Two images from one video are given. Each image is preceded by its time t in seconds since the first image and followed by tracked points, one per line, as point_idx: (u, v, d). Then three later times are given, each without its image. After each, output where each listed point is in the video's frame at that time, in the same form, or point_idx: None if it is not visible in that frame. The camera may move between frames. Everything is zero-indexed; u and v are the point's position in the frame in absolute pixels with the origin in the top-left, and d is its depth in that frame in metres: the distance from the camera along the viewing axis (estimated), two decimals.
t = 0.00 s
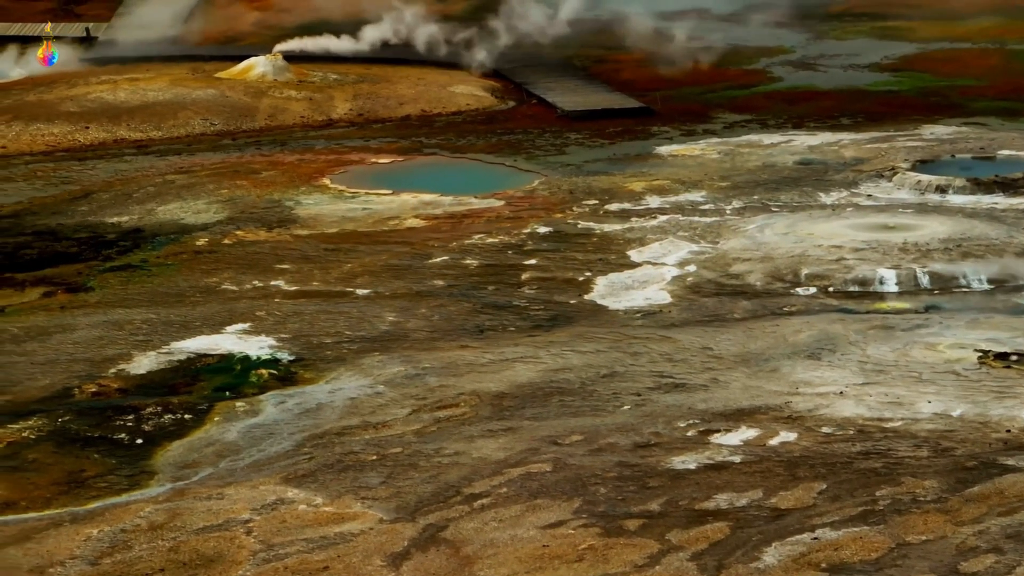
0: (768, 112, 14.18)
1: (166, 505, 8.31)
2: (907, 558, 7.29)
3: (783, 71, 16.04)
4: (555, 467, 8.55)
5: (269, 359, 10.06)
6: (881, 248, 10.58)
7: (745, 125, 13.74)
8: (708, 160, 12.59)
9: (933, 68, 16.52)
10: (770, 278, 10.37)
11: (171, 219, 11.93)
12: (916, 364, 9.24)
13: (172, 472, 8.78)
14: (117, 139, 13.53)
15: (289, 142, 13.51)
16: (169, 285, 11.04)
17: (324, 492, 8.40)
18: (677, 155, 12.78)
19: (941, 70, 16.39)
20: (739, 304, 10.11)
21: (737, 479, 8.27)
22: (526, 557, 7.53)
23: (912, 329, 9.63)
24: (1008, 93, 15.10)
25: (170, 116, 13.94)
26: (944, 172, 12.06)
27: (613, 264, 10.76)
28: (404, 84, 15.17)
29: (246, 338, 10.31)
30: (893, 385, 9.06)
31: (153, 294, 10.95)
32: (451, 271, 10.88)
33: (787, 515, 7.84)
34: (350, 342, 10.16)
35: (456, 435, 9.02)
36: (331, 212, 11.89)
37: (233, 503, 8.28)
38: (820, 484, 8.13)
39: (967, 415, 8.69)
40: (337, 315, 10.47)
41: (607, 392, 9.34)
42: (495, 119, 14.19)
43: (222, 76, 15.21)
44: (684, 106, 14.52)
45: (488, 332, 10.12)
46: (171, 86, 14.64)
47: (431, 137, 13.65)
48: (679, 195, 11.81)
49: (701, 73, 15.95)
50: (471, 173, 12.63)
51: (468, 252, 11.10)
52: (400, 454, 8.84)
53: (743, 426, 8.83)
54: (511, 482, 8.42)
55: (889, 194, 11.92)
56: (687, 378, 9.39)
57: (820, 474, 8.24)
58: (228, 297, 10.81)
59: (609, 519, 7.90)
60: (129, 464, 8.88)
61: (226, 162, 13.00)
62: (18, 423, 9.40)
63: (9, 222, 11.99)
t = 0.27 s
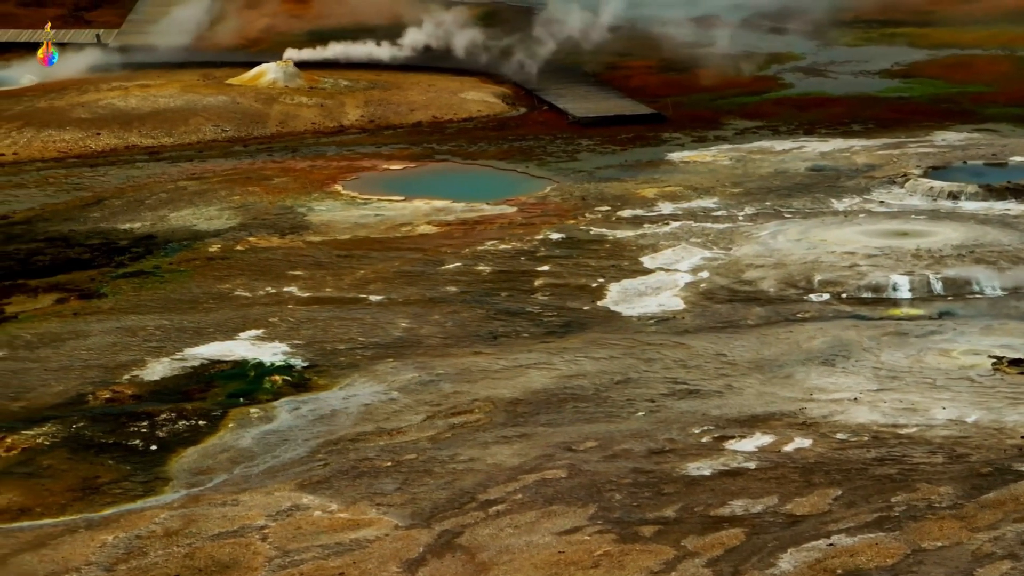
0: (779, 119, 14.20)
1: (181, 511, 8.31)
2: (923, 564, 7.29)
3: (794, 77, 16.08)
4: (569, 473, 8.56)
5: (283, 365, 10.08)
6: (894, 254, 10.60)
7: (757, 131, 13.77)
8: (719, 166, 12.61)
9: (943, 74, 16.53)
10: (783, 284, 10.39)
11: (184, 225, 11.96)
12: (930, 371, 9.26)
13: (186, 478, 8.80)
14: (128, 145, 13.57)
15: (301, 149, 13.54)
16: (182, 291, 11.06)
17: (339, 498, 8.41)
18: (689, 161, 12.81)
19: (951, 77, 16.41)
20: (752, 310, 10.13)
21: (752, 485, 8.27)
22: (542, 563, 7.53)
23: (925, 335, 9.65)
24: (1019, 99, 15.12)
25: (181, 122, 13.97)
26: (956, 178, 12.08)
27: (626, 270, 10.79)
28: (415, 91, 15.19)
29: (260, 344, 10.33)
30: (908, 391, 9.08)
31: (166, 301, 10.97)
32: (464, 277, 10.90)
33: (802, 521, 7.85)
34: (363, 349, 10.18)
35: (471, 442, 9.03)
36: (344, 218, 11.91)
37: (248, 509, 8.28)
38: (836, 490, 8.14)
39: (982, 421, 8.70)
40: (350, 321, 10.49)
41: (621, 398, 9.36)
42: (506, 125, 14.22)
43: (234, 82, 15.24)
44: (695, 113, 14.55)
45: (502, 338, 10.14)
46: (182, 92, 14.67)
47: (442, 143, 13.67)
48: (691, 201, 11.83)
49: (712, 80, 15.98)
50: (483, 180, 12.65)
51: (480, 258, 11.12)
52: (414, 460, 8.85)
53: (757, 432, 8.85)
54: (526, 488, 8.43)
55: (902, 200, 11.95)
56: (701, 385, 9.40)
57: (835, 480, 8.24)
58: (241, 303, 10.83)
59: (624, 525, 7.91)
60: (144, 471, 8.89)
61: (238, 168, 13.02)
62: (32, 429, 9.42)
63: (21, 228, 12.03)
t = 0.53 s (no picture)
0: (793, 126, 14.24)
1: (199, 518, 8.32)
2: (942, 572, 7.30)
3: (807, 85, 16.10)
4: (587, 481, 8.57)
5: (299, 373, 10.10)
6: (909, 262, 10.63)
7: (770, 139, 13.80)
8: (733, 174, 12.64)
9: (955, 81, 16.56)
10: (799, 292, 10.41)
11: (198, 233, 11.98)
12: (947, 379, 9.28)
13: (204, 486, 8.81)
14: (142, 153, 13.60)
15: (314, 156, 13.57)
16: (197, 299, 11.09)
17: (357, 506, 8.42)
18: (703, 169, 12.84)
19: (963, 84, 16.42)
20: (768, 318, 10.15)
21: (769, 493, 8.28)
22: (561, 570, 7.54)
23: (941, 343, 9.67)
24: None
25: (195, 130, 14.01)
26: (970, 186, 12.10)
27: (642, 277, 10.81)
28: (428, 99, 15.22)
29: (276, 352, 10.36)
30: (925, 398, 9.10)
31: (182, 308, 10.99)
32: (480, 284, 10.92)
33: (820, 528, 7.85)
34: (380, 356, 10.20)
35: (488, 450, 9.04)
36: (359, 226, 11.94)
37: (266, 517, 8.28)
38: (853, 498, 8.14)
39: (999, 428, 8.72)
40: (366, 329, 10.51)
41: (638, 406, 9.37)
42: (519, 133, 14.24)
43: (247, 90, 15.27)
44: (708, 120, 14.57)
45: (518, 345, 10.16)
46: (195, 100, 14.69)
47: (456, 151, 13.70)
48: (706, 209, 11.86)
49: (725, 88, 16.00)
50: (497, 187, 12.67)
51: (496, 266, 11.15)
52: (432, 468, 8.86)
53: (775, 440, 8.86)
54: (544, 496, 8.44)
55: (916, 208, 11.97)
56: (718, 393, 9.41)
57: (852, 487, 8.25)
58: (257, 311, 10.86)
59: (642, 532, 7.91)
60: (161, 479, 8.91)
61: (252, 176, 13.05)
62: (49, 437, 9.45)
63: (35, 236, 12.08)
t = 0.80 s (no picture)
0: (806, 135, 14.26)
1: (216, 526, 8.32)
2: None
3: (820, 93, 16.13)
4: (605, 489, 8.57)
5: (315, 381, 10.11)
6: (925, 270, 10.66)
7: (784, 147, 13.82)
8: (747, 182, 12.66)
9: (967, 89, 16.57)
10: (814, 300, 10.44)
11: (212, 241, 12.01)
12: (965, 387, 9.29)
13: (221, 494, 8.82)
14: (155, 161, 13.64)
15: (328, 164, 13.60)
16: (213, 307, 11.11)
17: (374, 514, 8.42)
18: (717, 177, 12.87)
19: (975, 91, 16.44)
20: (784, 326, 10.17)
21: (787, 501, 8.28)
22: None
23: (957, 351, 9.69)
24: None
25: (207, 138, 14.04)
26: (984, 194, 12.13)
27: (657, 286, 10.84)
28: (440, 107, 15.24)
29: (292, 360, 10.37)
30: (942, 406, 9.11)
31: (197, 317, 11.01)
32: (495, 292, 10.95)
33: (839, 536, 7.85)
34: (396, 364, 10.22)
35: (505, 458, 9.05)
36: (373, 234, 11.97)
37: (283, 525, 8.27)
38: (871, 506, 8.14)
39: (1017, 436, 8.73)
40: (382, 337, 10.53)
41: (655, 414, 9.39)
42: (532, 141, 14.27)
43: (259, 98, 15.29)
44: (721, 129, 14.60)
45: (534, 353, 10.18)
46: (207, 108, 14.71)
47: (469, 159, 13.73)
48: (720, 217, 11.88)
49: (737, 96, 16.03)
50: (512, 196, 12.69)
51: (511, 274, 11.17)
52: (449, 476, 8.86)
53: (792, 448, 8.86)
54: (562, 504, 8.44)
55: (930, 216, 11.99)
56: (735, 401, 9.43)
57: (870, 496, 8.25)
58: (272, 319, 10.88)
59: (660, 540, 7.91)
60: (178, 486, 8.92)
61: (266, 185, 13.08)
62: (66, 445, 9.47)
63: (50, 244, 12.12)
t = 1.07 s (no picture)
0: (817, 142, 14.29)
1: (232, 533, 8.32)
2: None
3: (831, 101, 16.16)
4: (620, 496, 8.57)
5: (329, 388, 10.13)
6: (938, 277, 10.68)
7: (795, 154, 13.85)
8: (760, 190, 12.68)
9: (976, 95, 16.59)
10: (828, 307, 10.46)
11: (225, 248, 12.03)
12: (979, 394, 9.31)
13: (236, 501, 8.83)
14: (166, 169, 13.68)
15: (339, 172, 13.63)
16: (226, 314, 11.13)
17: (389, 522, 8.42)
18: (729, 184, 12.89)
19: (986, 97, 16.45)
20: (797, 333, 10.20)
21: (802, 508, 8.28)
22: None
23: (971, 358, 9.72)
24: None
25: (219, 145, 14.07)
26: (997, 202, 12.14)
27: (670, 293, 10.86)
28: (452, 114, 15.27)
29: (305, 367, 10.40)
30: (956, 414, 9.13)
31: (210, 323, 11.04)
32: (508, 300, 10.97)
33: (854, 543, 7.85)
34: (409, 371, 10.23)
35: (519, 465, 9.06)
36: (385, 241, 11.99)
37: (298, 532, 8.27)
38: (887, 513, 8.14)
39: None
40: (396, 344, 10.56)
41: (669, 421, 9.40)
42: (544, 149, 14.30)
43: (271, 105, 15.32)
44: (733, 136, 14.62)
45: (547, 360, 10.20)
46: (219, 115, 14.74)
47: (481, 167, 13.75)
48: (733, 224, 11.91)
49: (748, 103, 16.05)
50: (523, 203, 12.72)
51: (524, 281, 11.19)
52: (464, 483, 8.86)
53: (807, 455, 8.87)
54: (577, 511, 8.44)
55: (943, 223, 12.01)
56: (749, 408, 9.44)
57: (886, 502, 8.25)
58: (285, 326, 10.90)
59: (676, 547, 7.91)
60: (193, 494, 8.93)
61: (278, 192, 13.10)
62: (81, 452, 9.49)
63: (62, 251, 12.16)
